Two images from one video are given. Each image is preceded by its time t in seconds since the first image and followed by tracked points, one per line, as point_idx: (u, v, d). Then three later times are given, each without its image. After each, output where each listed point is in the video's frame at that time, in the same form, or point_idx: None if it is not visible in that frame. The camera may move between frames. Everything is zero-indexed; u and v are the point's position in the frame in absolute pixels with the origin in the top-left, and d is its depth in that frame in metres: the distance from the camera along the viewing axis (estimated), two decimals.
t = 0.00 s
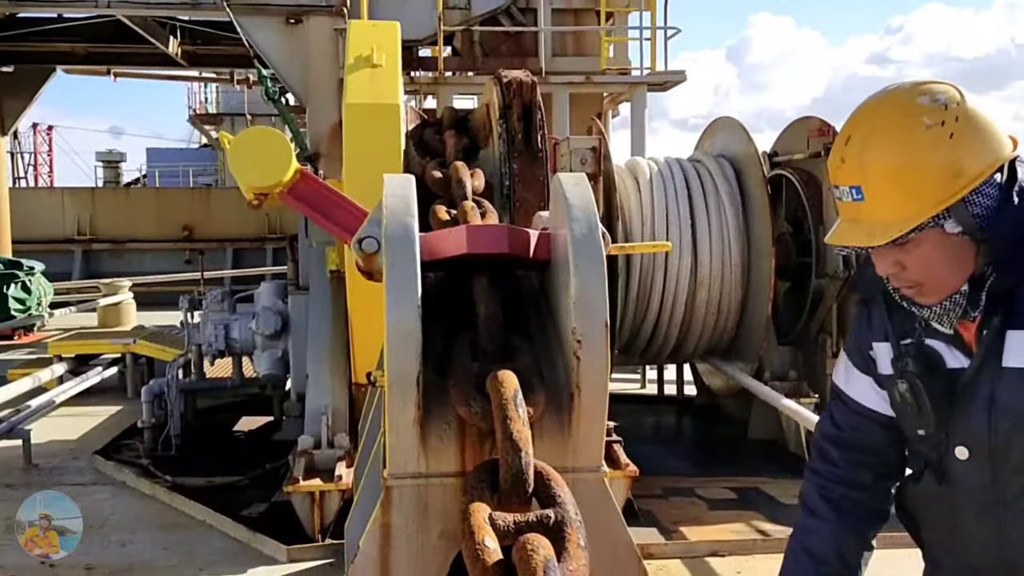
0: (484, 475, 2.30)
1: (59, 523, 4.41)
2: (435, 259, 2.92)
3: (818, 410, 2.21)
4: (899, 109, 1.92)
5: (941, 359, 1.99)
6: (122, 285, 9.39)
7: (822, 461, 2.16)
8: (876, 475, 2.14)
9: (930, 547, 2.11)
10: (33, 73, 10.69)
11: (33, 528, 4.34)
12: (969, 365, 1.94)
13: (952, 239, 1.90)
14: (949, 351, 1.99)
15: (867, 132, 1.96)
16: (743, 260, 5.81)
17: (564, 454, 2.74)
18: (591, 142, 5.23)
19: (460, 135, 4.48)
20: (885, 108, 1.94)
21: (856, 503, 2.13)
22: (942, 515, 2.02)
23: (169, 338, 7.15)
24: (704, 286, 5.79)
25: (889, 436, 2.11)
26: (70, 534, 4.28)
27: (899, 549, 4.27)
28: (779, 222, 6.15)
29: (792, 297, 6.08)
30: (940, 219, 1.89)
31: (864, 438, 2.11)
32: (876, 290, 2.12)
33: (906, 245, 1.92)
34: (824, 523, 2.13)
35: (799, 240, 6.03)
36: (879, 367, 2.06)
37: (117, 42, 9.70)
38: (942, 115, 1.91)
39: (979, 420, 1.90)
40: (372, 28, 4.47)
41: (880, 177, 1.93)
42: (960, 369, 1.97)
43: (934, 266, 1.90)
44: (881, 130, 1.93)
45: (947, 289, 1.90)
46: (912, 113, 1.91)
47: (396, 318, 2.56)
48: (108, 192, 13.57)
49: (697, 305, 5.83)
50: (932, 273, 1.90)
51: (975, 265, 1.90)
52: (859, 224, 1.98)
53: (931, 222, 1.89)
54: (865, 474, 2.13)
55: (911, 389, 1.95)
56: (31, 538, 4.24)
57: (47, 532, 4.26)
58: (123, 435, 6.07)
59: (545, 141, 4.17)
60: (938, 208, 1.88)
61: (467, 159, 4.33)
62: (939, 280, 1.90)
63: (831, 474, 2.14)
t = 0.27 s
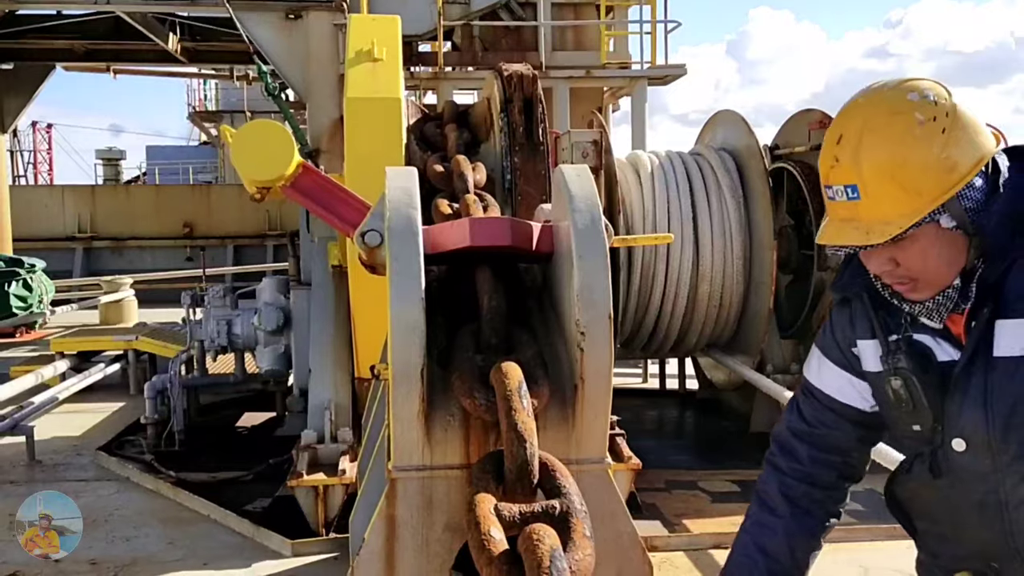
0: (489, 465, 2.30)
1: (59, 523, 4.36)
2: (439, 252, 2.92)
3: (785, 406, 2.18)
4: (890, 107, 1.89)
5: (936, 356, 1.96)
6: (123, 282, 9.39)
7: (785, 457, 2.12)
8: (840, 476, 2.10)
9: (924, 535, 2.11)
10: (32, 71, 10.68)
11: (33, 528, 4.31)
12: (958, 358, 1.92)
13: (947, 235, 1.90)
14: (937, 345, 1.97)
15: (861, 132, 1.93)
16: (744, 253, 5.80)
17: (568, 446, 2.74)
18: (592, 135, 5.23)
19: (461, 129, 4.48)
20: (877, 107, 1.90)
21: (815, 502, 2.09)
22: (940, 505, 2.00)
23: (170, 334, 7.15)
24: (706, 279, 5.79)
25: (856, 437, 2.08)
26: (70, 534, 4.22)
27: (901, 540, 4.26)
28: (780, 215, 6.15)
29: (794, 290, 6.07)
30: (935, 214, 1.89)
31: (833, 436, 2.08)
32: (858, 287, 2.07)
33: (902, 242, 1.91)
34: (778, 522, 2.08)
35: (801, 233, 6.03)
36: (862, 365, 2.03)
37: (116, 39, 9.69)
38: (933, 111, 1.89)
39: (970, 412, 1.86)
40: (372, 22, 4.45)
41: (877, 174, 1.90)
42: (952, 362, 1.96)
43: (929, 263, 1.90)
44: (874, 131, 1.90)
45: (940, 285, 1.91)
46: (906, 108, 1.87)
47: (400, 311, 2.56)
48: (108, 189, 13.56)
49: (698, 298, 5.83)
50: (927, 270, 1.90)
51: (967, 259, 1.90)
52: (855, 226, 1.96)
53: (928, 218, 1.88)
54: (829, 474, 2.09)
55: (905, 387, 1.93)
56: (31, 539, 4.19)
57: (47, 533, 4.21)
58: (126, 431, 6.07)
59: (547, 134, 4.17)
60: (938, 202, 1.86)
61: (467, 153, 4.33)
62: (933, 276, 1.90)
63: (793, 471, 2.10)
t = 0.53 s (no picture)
0: (488, 461, 2.31)
1: (59, 523, 4.34)
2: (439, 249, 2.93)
3: (764, 427, 2.28)
4: (865, 125, 1.86)
5: (920, 378, 2.00)
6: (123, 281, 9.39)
7: (767, 479, 2.22)
8: (819, 498, 2.20)
9: (928, 538, 2.20)
10: (30, 69, 10.68)
11: (33, 528, 4.28)
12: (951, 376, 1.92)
13: (929, 247, 1.86)
14: (926, 368, 1.99)
15: (838, 148, 1.88)
16: (744, 250, 5.80)
17: (568, 442, 2.75)
18: (591, 132, 5.22)
19: (461, 127, 4.48)
20: (855, 123, 1.86)
21: (795, 525, 2.20)
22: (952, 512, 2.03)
23: (170, 333, 7.15)
24: (705, 277, 5.80)
25: (836, 459, 2.18)
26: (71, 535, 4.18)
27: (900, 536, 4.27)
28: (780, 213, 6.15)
29: (794, 288, 6.07)
30: (919, 227, 1.84)
31: (812, 461, 2.18)
32: (836, 316, 2.15)
33: (885, 259, 1.86)
34: (756, 542, 2.19)
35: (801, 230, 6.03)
36: (850, 393, 2.12)
37: (114, 38, 9.69)
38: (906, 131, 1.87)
39: (971, 425, 1.86)
40: (371, 20, 4.46)
41: (858, 191, 1.85)
42: (942, 384, 1.97)
43: (914, 277, 1.85)
44: (853, 147, 1.86)
45: (926, 301, 1.86)
46: (882, 125, 1.84)
47: (400, 309, 2.56)
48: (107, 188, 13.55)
49: (698, 295, 5.83)
50: (912, 286, 1.85)
51: (949, 275, 1.87)
52: (838, 242, 1.89)
53: (910, 231, 1.83)
54: (810, 496, 2.19)
55: (894, 415, 2.02)
56: (31, 539, 4.16)
57: (47, 533, 4.18)
58: (127, 430, 6.07)
59: (546, 132, 4.17)
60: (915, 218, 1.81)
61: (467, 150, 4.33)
62: (918, 291, 1.86)
63: (773, 493, 2.20)
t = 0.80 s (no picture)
0: (489, 460, 2.29)
1: (59, 523, 4.33)
2: (440, 247, 2.91)
3: (760, 443, 2.27)
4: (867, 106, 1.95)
5: (912, 384, 2.02)
6: (122, 279, 9.37)
7: (764, 497, 2.22)
8: (816, 513, 2.20)
9: (928, 541, 2.18)
10: (29, 67, 10.66)
11: (33, 528, 4.28)
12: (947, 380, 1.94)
13: (940, 221, 1.93)
14: (922, 374, 2.02)
15: (845, 129, 1.94)
16: (745, 249, 5.79)
17: (569, 441, 2.74)
18: (591, 130, 5.20)
19: (461, 124, 4.47)
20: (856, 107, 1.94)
21: (790, 542, 2.20)
22: (953, 512, 2.03)
23: (169, 332, 7.14)
24: (706, 275, 5.78)
25: (833, 473, 2.18)
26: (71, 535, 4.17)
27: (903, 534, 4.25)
28: (781, 211, 6.13)
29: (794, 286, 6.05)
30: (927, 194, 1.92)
31: (809, 477, 2.17)
32: (828, 327, 2.16)
33: (900, 228, 1.92)
34: (753, 562, 2.19)
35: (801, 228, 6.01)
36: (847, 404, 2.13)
37: (113, 36, 9.67)
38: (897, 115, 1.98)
39: (970, 427, 1.88)
40: (371, 17, 4.44)
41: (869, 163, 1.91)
42: (938, 389, 2.00)
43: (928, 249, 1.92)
44: (859, 129, 1.93)
45: (940, 276, 1.92)
46: (884, 106, 1.94)
47: (400, 307, 2.54)
48: (106, 186, 13.53)
49: (699, 293, 5.81)
50: (928, 257, 1.91)
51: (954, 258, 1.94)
52: (853, 212, 1.91)
53: (922, 197, 1.91)
54: (808, 512, 2.20)
55: (883, 422, 2.01)
56: (32, 539, 4.16)
57: (47, 533, 4.17)
58: (126, 429, 6.06)
59: (547, 129, 4.15)
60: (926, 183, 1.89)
61: (468, 148, 4.32)
62: (932, 264, 1.92)
63: (769, 510, 2.20)
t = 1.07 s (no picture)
0: (491, 461, 2.28)
1: (59, 523, 4.32)
2: (442, 246, 2.91)
3: (752, 437, 2.21)
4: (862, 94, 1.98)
5: (903, 379, 1.99)
6: (122, 279, 9.37)
7: (754, 492, 2.16)
8: (806, 511, 2.14)
9: (918, 539, 2.15)
10: (30, 67, 10.65)
11: (33, 528, 4.28)
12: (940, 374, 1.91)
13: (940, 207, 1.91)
14: (915, 369, 1.98)
15: (846, 111, 1.95)
16: (746, 248, 5.78)
17: (571, 441, 2.73)
18: (591, 130, 5.20)
19: (462, 124, 4.46)
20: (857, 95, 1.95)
21: (778, 539, 2.14)
22: (945, 510, 1.99)
23: (170, 332, 7.13)
24: (707, 275, 5.77)
25: (825, 470, 2.12)
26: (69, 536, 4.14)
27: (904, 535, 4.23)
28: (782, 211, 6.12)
29: (795, 287, 6.05)
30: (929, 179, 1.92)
31: (801, 472, 2.12)
32: (824, 321, 2.11)
33: (903, 211, 1.91)
34: (741, 558, 2.14)
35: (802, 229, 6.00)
36: (841, 399, 2.09)
37: (113, 36, 9.67)
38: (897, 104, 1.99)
39: (964, 422, 1.85)
40: (372, 17, 4.44)
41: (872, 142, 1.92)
42: (931, 384, 1.96)
43: (930, 232, 1.90)
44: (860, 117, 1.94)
45: (939, 263, 1.90)
46: (884, 94, 1.95)
47: (402, 307, 2.54)
48: (106, 186, 13.52)
49: (700, 293, 5.80)
50: (929, 242, 1.89)
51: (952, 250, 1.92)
52: (859, 192, 1.90)
53: (922, 181, 1.91)
54: (797, 509, 2.14)
55: (873, 416, 1.98)
56: (31, 539, 4.15)
57: (47, 533, 4.17)
58: (126, 429, 6.05)
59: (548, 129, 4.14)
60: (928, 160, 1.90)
61: (469, 148, 4.31)
62: (933, 249, 1.90)
63: (759, 506, 2.15)
